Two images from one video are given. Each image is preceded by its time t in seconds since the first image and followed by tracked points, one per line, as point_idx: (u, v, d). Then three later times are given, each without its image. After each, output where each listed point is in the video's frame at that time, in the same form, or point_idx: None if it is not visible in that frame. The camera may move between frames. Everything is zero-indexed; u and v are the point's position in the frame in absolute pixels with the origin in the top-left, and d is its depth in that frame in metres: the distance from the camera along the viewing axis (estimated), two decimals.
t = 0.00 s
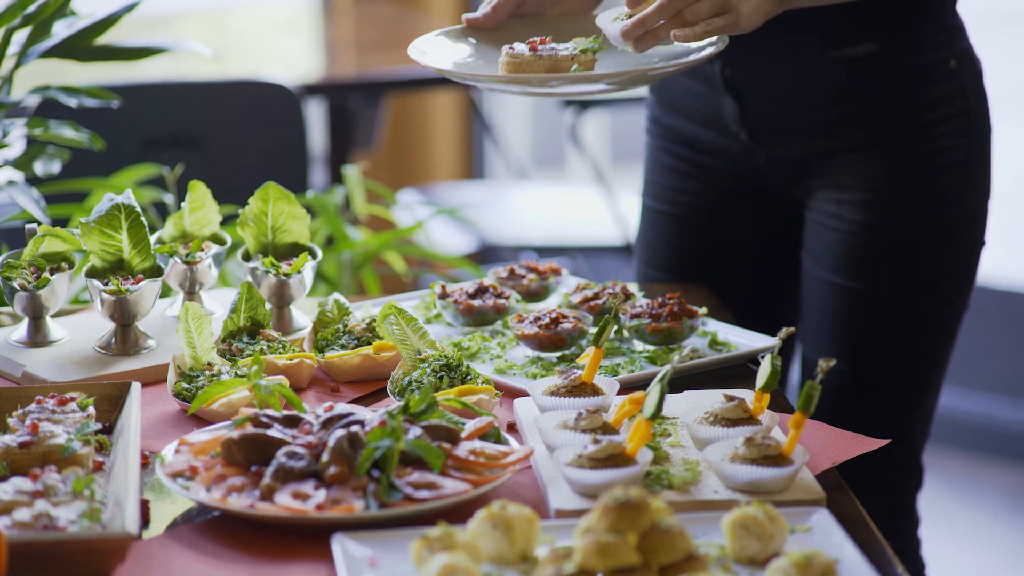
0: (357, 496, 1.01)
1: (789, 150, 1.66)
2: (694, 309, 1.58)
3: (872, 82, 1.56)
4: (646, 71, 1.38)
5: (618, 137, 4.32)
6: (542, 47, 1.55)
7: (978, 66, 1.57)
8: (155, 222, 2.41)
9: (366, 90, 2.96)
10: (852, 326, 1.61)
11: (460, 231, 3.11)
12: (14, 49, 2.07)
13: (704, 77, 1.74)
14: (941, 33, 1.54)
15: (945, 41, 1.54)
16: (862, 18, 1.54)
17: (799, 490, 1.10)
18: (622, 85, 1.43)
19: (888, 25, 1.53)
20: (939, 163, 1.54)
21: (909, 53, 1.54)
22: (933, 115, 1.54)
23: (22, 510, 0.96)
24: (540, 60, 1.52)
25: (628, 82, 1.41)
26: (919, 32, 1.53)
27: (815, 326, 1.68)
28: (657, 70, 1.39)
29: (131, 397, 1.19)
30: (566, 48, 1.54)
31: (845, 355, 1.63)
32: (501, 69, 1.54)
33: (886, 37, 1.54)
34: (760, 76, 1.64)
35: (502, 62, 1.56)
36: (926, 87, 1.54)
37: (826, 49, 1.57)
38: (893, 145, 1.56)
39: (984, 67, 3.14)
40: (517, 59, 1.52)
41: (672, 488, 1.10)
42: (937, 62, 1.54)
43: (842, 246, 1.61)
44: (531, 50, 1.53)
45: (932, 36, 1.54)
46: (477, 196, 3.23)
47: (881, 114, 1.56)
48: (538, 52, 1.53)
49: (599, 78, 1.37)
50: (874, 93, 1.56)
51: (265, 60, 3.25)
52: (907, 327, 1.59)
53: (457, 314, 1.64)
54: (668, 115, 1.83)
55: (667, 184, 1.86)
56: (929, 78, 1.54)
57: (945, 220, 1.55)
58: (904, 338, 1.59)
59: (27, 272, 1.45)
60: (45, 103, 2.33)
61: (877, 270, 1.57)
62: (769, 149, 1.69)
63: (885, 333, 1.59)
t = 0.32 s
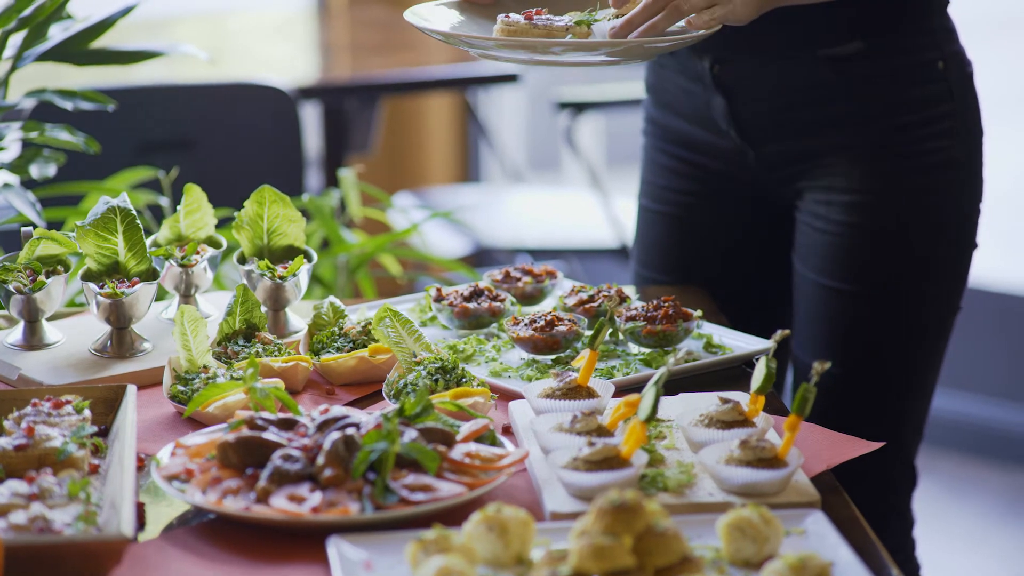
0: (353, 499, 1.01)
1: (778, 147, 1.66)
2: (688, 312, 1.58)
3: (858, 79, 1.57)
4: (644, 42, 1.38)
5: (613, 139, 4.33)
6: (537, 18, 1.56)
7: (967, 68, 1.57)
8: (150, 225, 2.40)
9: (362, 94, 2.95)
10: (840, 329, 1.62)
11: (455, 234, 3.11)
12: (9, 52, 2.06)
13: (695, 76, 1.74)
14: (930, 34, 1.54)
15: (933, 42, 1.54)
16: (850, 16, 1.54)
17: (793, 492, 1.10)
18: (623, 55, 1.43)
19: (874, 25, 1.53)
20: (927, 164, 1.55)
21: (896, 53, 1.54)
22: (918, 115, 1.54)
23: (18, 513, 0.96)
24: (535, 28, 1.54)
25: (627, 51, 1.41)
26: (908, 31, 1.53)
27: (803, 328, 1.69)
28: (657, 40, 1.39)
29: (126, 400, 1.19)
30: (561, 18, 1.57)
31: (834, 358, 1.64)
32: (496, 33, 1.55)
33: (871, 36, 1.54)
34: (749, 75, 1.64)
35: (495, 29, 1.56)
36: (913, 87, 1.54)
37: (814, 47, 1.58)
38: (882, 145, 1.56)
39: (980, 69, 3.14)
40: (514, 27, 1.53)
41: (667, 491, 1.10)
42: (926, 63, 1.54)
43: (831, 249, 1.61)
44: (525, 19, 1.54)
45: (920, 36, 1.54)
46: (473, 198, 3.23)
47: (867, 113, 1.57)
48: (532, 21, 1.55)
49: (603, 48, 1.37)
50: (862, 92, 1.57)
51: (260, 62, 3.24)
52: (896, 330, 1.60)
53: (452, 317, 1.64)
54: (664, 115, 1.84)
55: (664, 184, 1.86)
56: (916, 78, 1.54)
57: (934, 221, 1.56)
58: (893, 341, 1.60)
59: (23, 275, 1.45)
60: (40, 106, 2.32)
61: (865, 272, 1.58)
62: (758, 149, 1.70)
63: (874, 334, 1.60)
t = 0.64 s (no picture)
0: (349, 501, 1.01)
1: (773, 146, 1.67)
2: (685, 315, 1.58)
3: (851, 79, 1.57)
4: (636, 45, 1.38)
5: (610, 141, 4.34)
6: (528, 22, 1.59)
7: (964, 70, 1.57)
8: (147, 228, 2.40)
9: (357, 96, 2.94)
10: (837, 331, 1.62)
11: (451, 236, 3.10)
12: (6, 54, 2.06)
13: (694, 75, 1.74)
14: (925, 35, 1.55)
15: (929, 42, 1.55)
16: (846, 17, 1.55)
17: (790, 494, 1.10)
18: (619, 57, 1.42)
19: (872, 25, 1.54)
20: (924, 165, 1.55)
21: (892, 53, 1.55)
22: (915, 116, 1.55)
23: (15, 515, 0.96)
24: (527, 32, 1.56)
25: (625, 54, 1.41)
26: (905, 31, 1.54)
27: (801, 329, 1.69)
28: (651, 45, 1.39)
29: (123, 403, 1.19)
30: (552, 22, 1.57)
31: (831, 359, 1.64)
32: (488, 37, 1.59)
33: (869, 35, 1.55)
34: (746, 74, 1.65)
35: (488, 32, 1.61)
36: (908, 87, 1.55)
37: (810, 47, 1.59)
38: (879, 145, 1.57)
39: (979, 70, 3.15)
40: (505, 31, 1.57)
41: (663, 493, 1.10)
42: (921, 63, 1.54)
43: (827, 250, 1.62)
44: (516, 24, 1.58)
45: (916, 36, 1.54)
46: (470, 201, 3.23)
47: (861, 111, 1.58)
48: (524, 26, 1.58)
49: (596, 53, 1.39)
50: (858, 92, 1.57)
51: (257, 63, 3.24)
52: (893, 331, 1.60)
53: (449, 319, 1.64)
54: (665, 115, 1.84)
55: (665, 184, 1.86)
56: (911, 79, 1.55)
57: (931, 223, 1.56)
58: (890, 343, 1.60)
59: (20, 277, 1.45)
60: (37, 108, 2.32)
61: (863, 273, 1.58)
62: (756, 149, 1.70)
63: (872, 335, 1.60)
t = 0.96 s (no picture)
0: (349, 502, 1.01)
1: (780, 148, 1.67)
2: (684, 316, 1.58)
3: (857, 79, 1.58)
4: (645, 37, 1.38)
5: (609, 143, 4.35)
6: (547, 15, 1.51)
7: (972, 73, 1.58)
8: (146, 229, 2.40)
9: (355, 98, 2.92)
10: (844, 330, 1.62)
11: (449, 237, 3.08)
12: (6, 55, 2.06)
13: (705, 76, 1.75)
14: (934, 36, 1.55)
15: (938, 45, 1.55)
16: (854, 19, 1.55)
17: (789, 495, 1.10)
18: (630, 49, 1.41)
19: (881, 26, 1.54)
20: (932, 166, 1.55)
21: (902, 55, 1.55)
22: (928, 116, 1.55)
23: (14, 517, 0.96)
24: (545, 25, 1.47)
25: (633, 45, 1.40)
26: (914, 33, 1.54)
27: (808, 331, 1.69)
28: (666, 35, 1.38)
29: (123, 405, 1.19)
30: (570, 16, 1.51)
31: (837, 360, 1.64)
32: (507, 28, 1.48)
33: (878, 36, 1.55)
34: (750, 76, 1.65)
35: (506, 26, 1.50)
36: (918, 89, 1.55)
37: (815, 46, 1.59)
38: (886, 146, 1.57)
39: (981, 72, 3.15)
40: (525, 23, 1.46)
41: (662, 494, 1.10)
42: (931, 66, 1.55)
43: (834, 251, 1.62)
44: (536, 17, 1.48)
45: (926, 38, 1.55)
46: (469, 202, 3.23)
47: (868, 112, 1.58)
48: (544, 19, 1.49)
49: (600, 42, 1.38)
50: (869, 92, 1.57)
51: (256, 64, 3.23)
52: (900, 332, 1.60)
53: (448, 321, 1.64)
54: (676, 114, 1.84)
55: (676, 184, 1.86)
56: (921, 80, 1.55)
57: (939, 223, 1.56)
58: (898, 345, 1.60)
59: (19, 279, 1.45)
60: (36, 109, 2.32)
61: (871, 275, 1.58)
62: (765, 149, 1.69)
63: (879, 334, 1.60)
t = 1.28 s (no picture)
0: (348, 503, 1.01)
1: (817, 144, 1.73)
2: (683, 317, 1.58)
3: (894, 84, 1.61)
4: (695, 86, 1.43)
5: (608, 146, 4.35)
6: (649, 58, 1.59)
7: (1012, 80, 1.59)
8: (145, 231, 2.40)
9: (355, 100, 2.91)
10: (865, 322, 1.63)
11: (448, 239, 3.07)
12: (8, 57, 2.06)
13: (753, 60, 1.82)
14: (971, 43, 1.58)
15: (976, 52, 1.58)
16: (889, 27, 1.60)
17: (788, 496, 1.10)
18: (692, 98, 1.48)
19: (919, 33, 1.58)
20: (962, 169, 1.57)
21: (941, 61, 1.58)
22: (967, 121, 1.57)
23: (14, 518, 0.96)
24: (651, 69, 1.56)
25: (694, 97, 1.46)
26: (952, 41, 1.57)
27: (829, 324, 1.70)
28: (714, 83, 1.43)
29: (122, 405, 1.19)
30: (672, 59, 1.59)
31: (857, 352, 1.65)
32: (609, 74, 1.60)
33: (913, 42, 1.59)
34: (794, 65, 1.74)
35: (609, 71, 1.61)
36: (954, 94, 1.57)
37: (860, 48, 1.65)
38: (920, 147, 1.59)
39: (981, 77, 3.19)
40: (630, 69, 1.58)
41: (661, 494, 1.10)
42: (967, 73, 1.57)
43: (861, 243, 1.63)
44: (640, 61, 1.58)
45: (963, 46, 1.58)
46: (469, 202, 3.24)
47: (903, 116, 1.61)
48: (647, 62, 1.57)
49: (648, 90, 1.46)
50: (908, 95, 1.60)
51: (256, 66, 3.22)
52: (923, 329, 1.61)
53: (447, 322, 1.64)
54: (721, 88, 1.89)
55: (715, 157, 1.90)
56: (957, 87, 1.57)
57: (970, 227, 1.57)
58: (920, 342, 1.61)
59: (18, 280, 1.45)
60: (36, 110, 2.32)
61: (898, 268, 1.59)
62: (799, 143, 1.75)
63: (901, 328, 1.61)
